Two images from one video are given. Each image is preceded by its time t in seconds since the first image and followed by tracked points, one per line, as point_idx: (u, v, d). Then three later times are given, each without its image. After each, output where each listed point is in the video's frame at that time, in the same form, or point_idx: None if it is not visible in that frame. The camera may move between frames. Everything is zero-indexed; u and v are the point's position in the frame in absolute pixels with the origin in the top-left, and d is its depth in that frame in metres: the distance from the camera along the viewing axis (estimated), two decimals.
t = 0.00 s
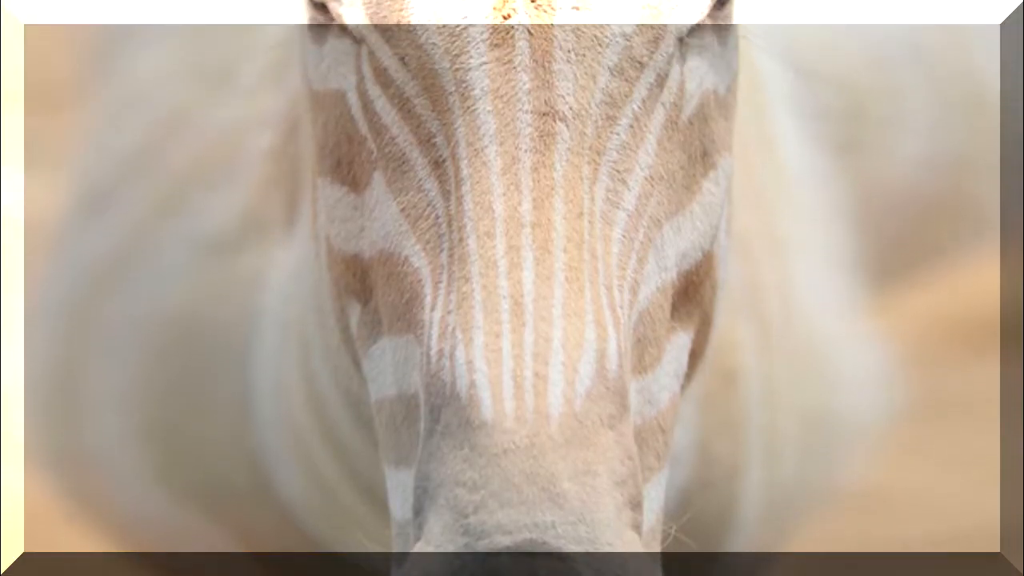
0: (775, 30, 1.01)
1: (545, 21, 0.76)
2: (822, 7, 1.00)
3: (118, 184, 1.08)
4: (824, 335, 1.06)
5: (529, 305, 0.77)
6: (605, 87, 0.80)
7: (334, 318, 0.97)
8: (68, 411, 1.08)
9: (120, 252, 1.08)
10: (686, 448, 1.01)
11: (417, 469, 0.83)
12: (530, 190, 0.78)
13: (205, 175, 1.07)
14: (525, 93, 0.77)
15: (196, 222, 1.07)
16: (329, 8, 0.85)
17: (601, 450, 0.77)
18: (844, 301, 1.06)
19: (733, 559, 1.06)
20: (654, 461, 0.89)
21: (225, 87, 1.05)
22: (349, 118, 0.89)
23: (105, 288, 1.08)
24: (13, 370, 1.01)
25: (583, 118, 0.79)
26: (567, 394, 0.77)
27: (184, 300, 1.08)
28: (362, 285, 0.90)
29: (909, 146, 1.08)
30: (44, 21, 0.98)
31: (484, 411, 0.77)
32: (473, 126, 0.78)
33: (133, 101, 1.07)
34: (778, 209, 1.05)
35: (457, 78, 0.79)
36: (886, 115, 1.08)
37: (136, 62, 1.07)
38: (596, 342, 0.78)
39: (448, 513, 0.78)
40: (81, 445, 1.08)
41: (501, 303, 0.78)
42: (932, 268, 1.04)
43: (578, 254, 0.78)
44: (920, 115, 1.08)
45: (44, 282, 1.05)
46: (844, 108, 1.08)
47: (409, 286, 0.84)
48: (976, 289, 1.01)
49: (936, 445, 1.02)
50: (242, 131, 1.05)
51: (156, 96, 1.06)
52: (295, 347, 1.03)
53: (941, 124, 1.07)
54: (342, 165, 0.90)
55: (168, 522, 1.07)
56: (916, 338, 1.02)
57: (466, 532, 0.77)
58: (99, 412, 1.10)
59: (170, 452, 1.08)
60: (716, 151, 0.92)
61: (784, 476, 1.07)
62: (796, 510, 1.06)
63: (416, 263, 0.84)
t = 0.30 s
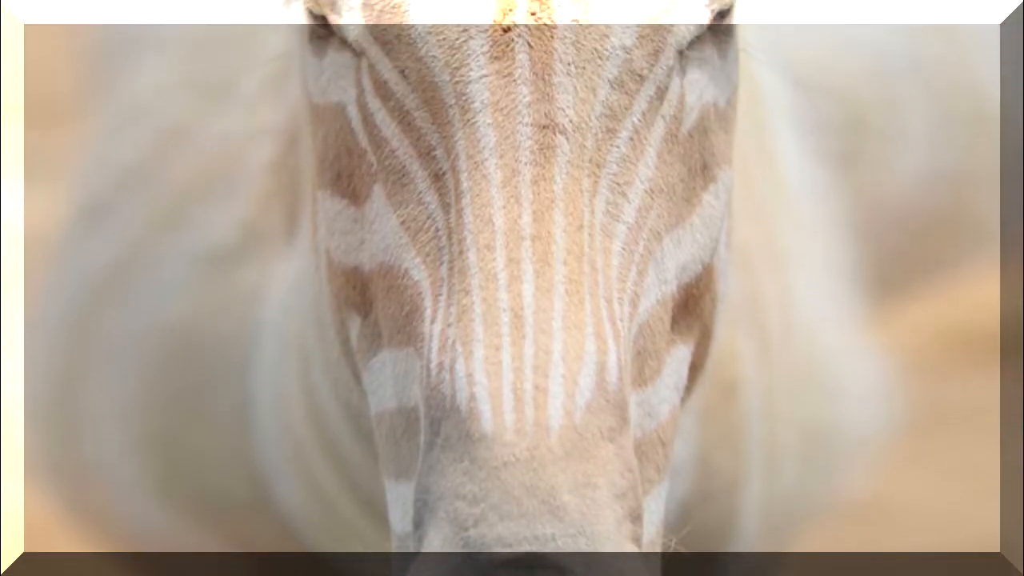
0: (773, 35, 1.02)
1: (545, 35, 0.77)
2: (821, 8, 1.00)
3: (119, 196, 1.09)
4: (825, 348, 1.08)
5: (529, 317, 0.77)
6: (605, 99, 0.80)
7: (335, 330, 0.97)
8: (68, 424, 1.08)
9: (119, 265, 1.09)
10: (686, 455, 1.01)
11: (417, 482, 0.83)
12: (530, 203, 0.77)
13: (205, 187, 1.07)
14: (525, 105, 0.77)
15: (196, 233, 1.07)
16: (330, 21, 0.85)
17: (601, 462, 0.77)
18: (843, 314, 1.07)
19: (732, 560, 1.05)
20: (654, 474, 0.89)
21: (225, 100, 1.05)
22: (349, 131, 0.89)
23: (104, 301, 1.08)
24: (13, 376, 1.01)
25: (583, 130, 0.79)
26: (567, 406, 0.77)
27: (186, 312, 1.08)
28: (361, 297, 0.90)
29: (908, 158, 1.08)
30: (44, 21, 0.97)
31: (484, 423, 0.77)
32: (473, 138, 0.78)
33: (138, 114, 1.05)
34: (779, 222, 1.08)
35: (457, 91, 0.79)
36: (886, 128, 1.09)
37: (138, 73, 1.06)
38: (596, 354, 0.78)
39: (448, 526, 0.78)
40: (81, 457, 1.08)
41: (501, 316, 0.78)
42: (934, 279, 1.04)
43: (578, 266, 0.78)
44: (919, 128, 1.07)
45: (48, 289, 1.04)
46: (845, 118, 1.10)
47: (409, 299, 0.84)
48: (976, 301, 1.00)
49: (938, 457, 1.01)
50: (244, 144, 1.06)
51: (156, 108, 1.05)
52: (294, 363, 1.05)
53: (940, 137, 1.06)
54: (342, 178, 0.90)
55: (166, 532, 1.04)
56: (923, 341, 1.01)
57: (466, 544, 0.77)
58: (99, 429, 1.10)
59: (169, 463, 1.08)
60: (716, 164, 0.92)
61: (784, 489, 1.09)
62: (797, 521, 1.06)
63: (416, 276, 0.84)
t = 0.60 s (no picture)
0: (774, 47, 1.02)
1: (545, 47, 0.77)
2: (818, 11, 1.00)
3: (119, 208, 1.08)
4: (825, 361, 1.07)
5: (528, 330, 0.77)
6: (605, 112, 0.80)
7: (334, 342, 0.97)
8: (68, 438, 1.09)
9: (119, 276, 1.08)
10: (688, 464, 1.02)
11: (417, 494, 0.83)
12: (530, 216, 0.78)
13: (206, 201, 1.08)
14: (525, 118, 0.77)
15: (196, 244, 1.07)
16: (329, 35, 0.85)
17: (601, 475, 0.77)
18: (843, 326, 1.07)
19: (733, 560, 1.07)
20: (654, 487, 0.89)
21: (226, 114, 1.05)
22: (349, 144, 0.89)
23: (105, 314, 1.08)
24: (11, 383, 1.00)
25: (583, 143, 0.79)
26: (567, 419, 0.77)
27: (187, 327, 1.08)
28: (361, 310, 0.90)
29: (909, 172, 1.08)
30: (43, 21, 0.96)
31: (484, 436, 0.77)
32: (473, 151, 0.78)
33: (139, 126, 1.05)
34: (780, 238, 1.07)
35: (457, 103, 0.79)
36: (887, 140, 1.08)
37: (139, 83, 1.06)
38: (596, 367, 0.78)
39: (448, 538, 0.79)
40: (82, 472, 1.08)
41: (500, 328, 0.78)
42: (932, 290, 1.03)
43: (578, 279, 0.78)
44: (920, 143, 1.08)
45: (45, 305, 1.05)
46: (846, 131, 1.09)
47: (409, 311, 0.84)
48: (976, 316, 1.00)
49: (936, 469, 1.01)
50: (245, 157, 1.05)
51: (156, 121, 1.05)
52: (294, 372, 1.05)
53: (939, 152, 1.07)
54: (342, 191, 0.90)
55: (162, 548, 1.03)
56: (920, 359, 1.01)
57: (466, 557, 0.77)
58: (100, 445, 1.10)
59: (168, 479, 1.08)
60: (716, 177, 0.92)
61: (783, 503, 1.08)
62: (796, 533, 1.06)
63: (416, 289, 0.84)
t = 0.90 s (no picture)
0: (775, 59, 1.01)
1: (545, 60, 0.77)
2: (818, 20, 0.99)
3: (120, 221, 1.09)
4: (824, 372, 1.07)
5: (529, 343, 0.77)
6: (605, 125, 0.80)
7: (334, 355, 0.96)
8: (69, 448, 1.10)
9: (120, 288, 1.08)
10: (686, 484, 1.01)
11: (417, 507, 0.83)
12: (530, 229, 0.77)
13: (208, 214, 1.08)
14: (525, 131, 0.77)
15: (197, 257, 1.07)
16: (329, 48, 0.85)
17: (601, 488, 0.77)
18: (844, 337, 1.07)
19: (733, 560, 1.06)
20: (654, 499, 0.89)
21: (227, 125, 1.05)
22: (349, 156, 0.89)
23: (105, 326, 1.09)
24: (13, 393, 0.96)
25: (583, 156, 0.79)
26: (567, 431, 0.77)
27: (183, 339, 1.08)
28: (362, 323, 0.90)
29: (910, 185, 1.09)
30: (44, 21, 0.91)
31: (484, 449, 0.77)
32: (473, 164, 0.78)
33: (139, 140, 1.07)
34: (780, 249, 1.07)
35: (457, 116, 0.79)
36: (886, 151, 1.09)
37: (138, 96, 1.07)
38: (596, 380, 0.78)
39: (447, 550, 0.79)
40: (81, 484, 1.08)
41: (500, 341, 0.78)
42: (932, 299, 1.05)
43: (578, 292, 0.78)
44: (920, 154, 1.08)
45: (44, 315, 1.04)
46: (846, 143, 1.09)
47: (409, 324, 0.84)
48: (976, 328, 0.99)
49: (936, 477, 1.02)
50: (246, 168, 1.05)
51: (157, 135, 1.07)
52: (294, 387, 1.04)
53: (940, 162, 1.08)
54: (342, 204, 0.90)
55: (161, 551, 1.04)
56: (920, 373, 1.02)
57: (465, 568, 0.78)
58: (100, 456, 1.11)
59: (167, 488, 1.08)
60: (716, 190, 0.92)
61: (783, 515, 1.08)
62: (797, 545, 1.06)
63: (416, 301, 0.84)
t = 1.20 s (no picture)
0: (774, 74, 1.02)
1: (546, 73, 0.77)
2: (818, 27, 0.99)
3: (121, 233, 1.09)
4: (828, 387, 1.07)
5: (528, 356, 0.77)
6: (605, 138, 0.80)
7: (334, 369, 0.96)
8: (69, 458, 1.10)
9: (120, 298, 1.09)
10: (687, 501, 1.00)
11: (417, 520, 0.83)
12: (530, 242, 0.78)
13: (205, 224, 1.07)
14: (525, 144, 0.77)
15: (197, 268, 1.07)
16: (329, 60, 0.85)
17: (601, 501, 0.77)
18: (843, 355, 1.07)
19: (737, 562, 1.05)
20: (654, 512, 0.89)
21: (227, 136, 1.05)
22: (349, 169, 0.89)
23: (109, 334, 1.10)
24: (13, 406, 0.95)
25: (583, 169, 0.79)
26: (566, 444, 0.77)
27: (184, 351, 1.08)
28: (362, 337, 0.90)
29: (908, 198, 1.10)
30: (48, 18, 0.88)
31: (484, 462, 0.77)
32: (473, 177, 0.78)
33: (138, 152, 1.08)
34: (779, 267, 1.05)
35: (457, 129, 0.79)
36: (888, 167, 1.10)
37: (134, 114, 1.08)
38: (595, 393, 0.78)
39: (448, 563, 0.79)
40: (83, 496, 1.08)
41: (500, 354, 0.78)
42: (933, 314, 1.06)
43: (577, 305, 0.78)
44: (920, 169, 1.10)
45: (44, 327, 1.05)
46: (844, 154, 1.09)
47: (409, 337, 0.84)
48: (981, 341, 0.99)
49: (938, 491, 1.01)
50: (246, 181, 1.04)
51: (155, 147, 1.07)
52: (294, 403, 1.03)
53: (940, 176, 1.10)
54: (342, 217, 0.90)
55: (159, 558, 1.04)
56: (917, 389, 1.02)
57: None
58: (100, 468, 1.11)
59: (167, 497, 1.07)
60: (717, 203, 0.92)
61: (783, 526, 1.07)
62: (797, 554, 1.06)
63: (416, 314, 0.84)
